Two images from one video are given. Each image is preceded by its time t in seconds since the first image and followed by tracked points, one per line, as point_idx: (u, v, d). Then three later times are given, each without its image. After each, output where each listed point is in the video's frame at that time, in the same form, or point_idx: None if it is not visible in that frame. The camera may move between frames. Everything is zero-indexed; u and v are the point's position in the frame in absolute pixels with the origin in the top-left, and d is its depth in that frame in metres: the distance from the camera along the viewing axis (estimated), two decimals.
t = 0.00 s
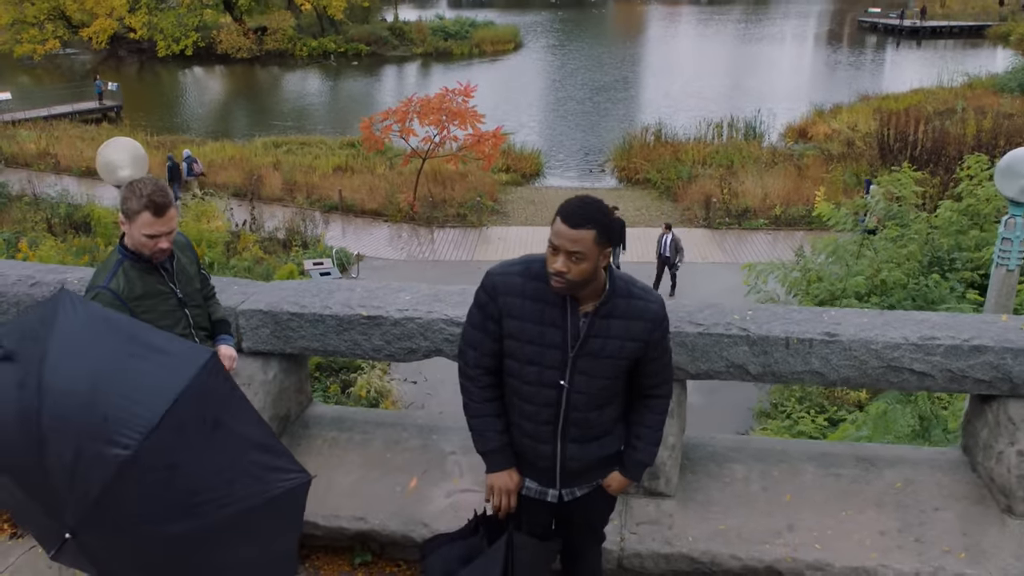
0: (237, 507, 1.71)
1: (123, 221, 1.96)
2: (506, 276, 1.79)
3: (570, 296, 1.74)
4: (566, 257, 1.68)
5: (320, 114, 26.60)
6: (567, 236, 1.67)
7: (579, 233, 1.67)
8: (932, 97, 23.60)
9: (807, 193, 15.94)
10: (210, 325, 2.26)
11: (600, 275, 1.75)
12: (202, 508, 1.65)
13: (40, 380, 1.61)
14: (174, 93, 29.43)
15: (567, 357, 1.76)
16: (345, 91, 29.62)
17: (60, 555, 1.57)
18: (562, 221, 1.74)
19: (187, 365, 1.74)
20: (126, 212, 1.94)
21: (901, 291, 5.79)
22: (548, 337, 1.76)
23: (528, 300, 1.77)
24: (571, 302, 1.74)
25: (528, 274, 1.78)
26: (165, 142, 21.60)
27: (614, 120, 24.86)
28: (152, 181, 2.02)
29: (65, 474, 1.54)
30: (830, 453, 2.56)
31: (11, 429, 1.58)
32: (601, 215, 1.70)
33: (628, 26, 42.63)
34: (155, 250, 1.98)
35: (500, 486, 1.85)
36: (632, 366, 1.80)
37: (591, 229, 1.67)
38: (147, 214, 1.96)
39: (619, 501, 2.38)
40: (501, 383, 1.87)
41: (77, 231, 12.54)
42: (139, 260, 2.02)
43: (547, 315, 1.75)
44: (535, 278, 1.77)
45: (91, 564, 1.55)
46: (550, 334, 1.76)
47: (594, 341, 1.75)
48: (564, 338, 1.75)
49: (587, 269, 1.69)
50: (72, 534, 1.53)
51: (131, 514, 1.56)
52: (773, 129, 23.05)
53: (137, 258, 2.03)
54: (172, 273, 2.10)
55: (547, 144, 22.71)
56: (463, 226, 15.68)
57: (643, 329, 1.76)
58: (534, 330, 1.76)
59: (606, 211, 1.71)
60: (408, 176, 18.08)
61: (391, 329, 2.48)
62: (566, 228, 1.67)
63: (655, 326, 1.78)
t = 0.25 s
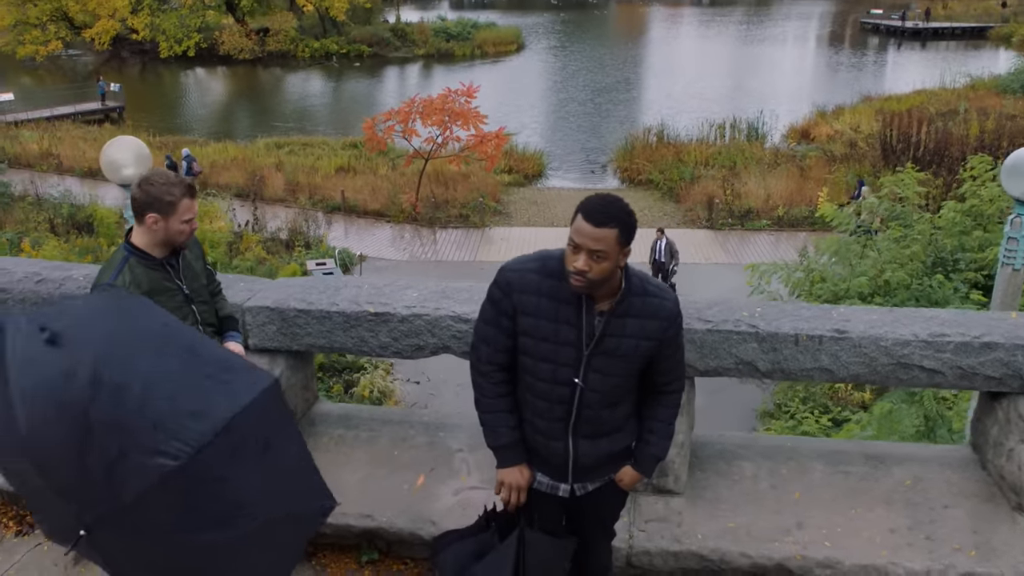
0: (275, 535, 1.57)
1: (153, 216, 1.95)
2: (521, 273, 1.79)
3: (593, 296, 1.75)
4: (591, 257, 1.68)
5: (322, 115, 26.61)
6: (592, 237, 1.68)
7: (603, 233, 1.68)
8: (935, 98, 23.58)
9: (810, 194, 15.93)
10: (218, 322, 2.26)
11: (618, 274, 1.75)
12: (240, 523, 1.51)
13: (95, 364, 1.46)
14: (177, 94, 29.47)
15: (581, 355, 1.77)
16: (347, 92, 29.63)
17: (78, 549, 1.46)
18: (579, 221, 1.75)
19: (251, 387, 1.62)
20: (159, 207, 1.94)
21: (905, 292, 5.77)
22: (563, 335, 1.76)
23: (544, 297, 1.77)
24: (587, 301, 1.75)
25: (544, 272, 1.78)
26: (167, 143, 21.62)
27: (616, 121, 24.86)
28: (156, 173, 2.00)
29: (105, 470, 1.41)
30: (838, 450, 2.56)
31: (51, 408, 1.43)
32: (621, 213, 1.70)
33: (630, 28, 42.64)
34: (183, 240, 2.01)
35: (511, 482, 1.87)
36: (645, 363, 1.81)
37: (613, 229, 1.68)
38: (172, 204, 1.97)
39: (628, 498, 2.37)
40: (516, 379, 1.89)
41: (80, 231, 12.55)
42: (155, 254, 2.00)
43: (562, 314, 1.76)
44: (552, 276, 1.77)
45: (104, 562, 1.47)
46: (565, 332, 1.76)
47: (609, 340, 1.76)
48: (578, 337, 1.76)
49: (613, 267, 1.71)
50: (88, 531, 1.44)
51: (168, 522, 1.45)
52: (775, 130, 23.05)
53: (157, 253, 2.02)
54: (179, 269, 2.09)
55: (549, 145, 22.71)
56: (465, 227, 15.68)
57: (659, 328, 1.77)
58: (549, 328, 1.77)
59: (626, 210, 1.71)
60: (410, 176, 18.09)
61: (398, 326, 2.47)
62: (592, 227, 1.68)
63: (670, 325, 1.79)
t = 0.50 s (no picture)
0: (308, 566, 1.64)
1: (173, 209, 1.94)
2: (536, 273, 1.78)
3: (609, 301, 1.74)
4: (608, 262, 1.67)
5: (326, 117, 26.64)
6: (611, 242, 1.67)
7: (621, 237, 1.66)
8: (939, 101, 23.54)
9: (814, 197, 15.89)
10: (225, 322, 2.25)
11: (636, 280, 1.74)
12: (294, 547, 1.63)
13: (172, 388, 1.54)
14: (180, 96, 29.51)
15: (595, 357, 1.76)
16: (350, 95, 29.65)
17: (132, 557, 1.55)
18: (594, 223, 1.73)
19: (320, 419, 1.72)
20: (180, 199, 1.94)
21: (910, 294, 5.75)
22: (577, 337, 1.76)
23: (559, 299, 1.76)
24: (602, 304, 1.74)
25: (558, 273, 1.77)
26: (171, 145, 21.65)
27: (619, 124, 24.87)
28: (165, 167, 1.99)
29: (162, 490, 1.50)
30: (849, 452, 2.53)
31: (119, 421, 1.50)
32: (639, 217, 1.69)
33: (633, 31, 42.65)
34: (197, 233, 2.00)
35: (522, 481, 1.87)
36: (659, 366, 1.81)
37: (632, 234, 1.67)
38: (190, 196, 1.97)
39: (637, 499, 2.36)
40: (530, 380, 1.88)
41: (84, 233, 12.57)
42: (165, 249, 1.99)
43: (576, 316, 1.75)
44: (566, 278, 1.76)
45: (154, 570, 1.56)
46: (580, 334, 1.75)
47: (624, 343, 1.75)
48: (592, 339, 1.75)
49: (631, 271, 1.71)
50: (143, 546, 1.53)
51: (218, 539, 1.56)
52: (779, 133, 23.03)
53: (167, 248, 2.00)
54: (187, 270, 2.06)
55: (552, 148, 22.71)
56: (469, 229, 15.68)
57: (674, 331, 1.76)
58: (563, 330, 1.76)
59: (645, 214, 1.69)
60: (414, 179, 18.10)
61: (405, 325, 2.45)
62: (611, 232, 1.67)
63: (685, 328, 1.78)
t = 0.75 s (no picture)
0: None
1: (178, 204, 1.91)
2: (546, 274, 1.76)
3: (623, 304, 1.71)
4: (623, 266, 1.65)
5: (328, 120, 26.63)
6: (628, 245, 1.64)
7: (637, 241, 1.64)
8: (942, 103, 23.51)
9: (817, 199, 15.87)
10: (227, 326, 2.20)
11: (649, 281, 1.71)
12: None
13: (256, 437, 1.59)
14: (183, 99, 29.52)
15: (607, 359, 1.74)
16: (353, 97, 29.65)
17: None
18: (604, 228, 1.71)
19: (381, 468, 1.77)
20: (186, 194, 1.91)
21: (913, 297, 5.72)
22: (588, 340, 1.73)
23: (570, 301, 1.73)
24: (614, 307, 1.71)
25: (569, 274, 1.74)
26: (174, 147, 21.65)
27: (621, 126, 24.85)
28: (170, 165, 1.97)
29: (241, 537, 1.50)
30: (858, 455, 2.51)
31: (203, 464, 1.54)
32: (651, 218, 1.66)
33: (635, 33, 42.62)
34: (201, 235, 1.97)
35: (530, 484, 1.85)
36: (672, 368, 1.79)
37: (647, 237, 1.65)
38: (194, 192, 1.94)
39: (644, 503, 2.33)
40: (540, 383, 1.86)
41: (86, 235, 12.57)
42: (170, 247, 1.94)
43: (587, 317, 1.73)
44: (577, 280, 1.74)
45: None
46: (592, 336, 1.73)
47: (637, 343, 1.73)
48: (603, 342, 1.73)
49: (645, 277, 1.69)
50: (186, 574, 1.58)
51: None
52: (782, 135, 23.01)
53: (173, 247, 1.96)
54: (190, 269, 2.01)
55: (555, 150, 22.69)
56: (471, 231, 15.68)
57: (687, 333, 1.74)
58: (573, 332, 1.74)
59: (656, 217, 1.67)
60: (416, 181, 18.10)
61: (410, 327, 2.43)
62: (625, 235, 1.64)
63: (696, 330, 1.76)
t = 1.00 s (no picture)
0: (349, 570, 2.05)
1: (178, 205, 1.87)
2: (557, 276, 1.72)
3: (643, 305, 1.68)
4: (645, 266, 1.62)
5: (332, 123, 26.63)
6: (655, 242, 1.61)
7: (660, 239, 1.62)
8: (946, 107, 23.45)
9: (821, 203, 15.84)
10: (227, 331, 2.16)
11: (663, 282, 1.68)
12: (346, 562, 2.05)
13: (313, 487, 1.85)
14: (187, 102, 29.55)
15: (620, 362, 1.71)
16: (356, 100, 29.65)
17: None
18: (619, 223, 1.68)
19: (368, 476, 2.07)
20: (186, 194, 1.87)
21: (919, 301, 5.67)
22: (600, 342, 1.70)
23: (580, 304, 1.70)
24: (626, 308, 1.68)
25: (580, 275, 1.71)
26: (177, 150, 21.66)
27: (625, 129, 24.84)
28: (169, 164, 1.92)
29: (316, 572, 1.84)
30: (869, 462, 2.47)
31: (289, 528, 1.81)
32: (670, 217, 1.63)
33: (639, 37, 42.61)
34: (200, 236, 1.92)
35: (539, 490, 1.81)
36: (684, 369, 1.76)
37: (669, 233, 1.63)
38: (194, 193, 1.90)
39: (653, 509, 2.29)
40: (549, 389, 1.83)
41: (89, 237, 12.55)
42: (172, 248, 1.90)
43: (598, 320, 1.69)
44: (589, 282, 1.70)
45: None
46: (605, 339, 1.70)
47: (652, 345, 1.70)
48: (615, 344, 1.70)
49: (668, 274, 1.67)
50: None
51: None
52: (786, 139, 22.98)
53: (174, 248, 1.91)
54: (190, 270, 1.96)
55: (558, 153, 22.68)
56: (475, 234, 15.68)
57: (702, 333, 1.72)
58: (587, 335, 1.70)
59: (674, 215, 1.65)
60: (420, 184, 18.10)
61: (414, 331, 2.40)
62: (649, 233, 1.61)
63: (708, 330, 1.73)
